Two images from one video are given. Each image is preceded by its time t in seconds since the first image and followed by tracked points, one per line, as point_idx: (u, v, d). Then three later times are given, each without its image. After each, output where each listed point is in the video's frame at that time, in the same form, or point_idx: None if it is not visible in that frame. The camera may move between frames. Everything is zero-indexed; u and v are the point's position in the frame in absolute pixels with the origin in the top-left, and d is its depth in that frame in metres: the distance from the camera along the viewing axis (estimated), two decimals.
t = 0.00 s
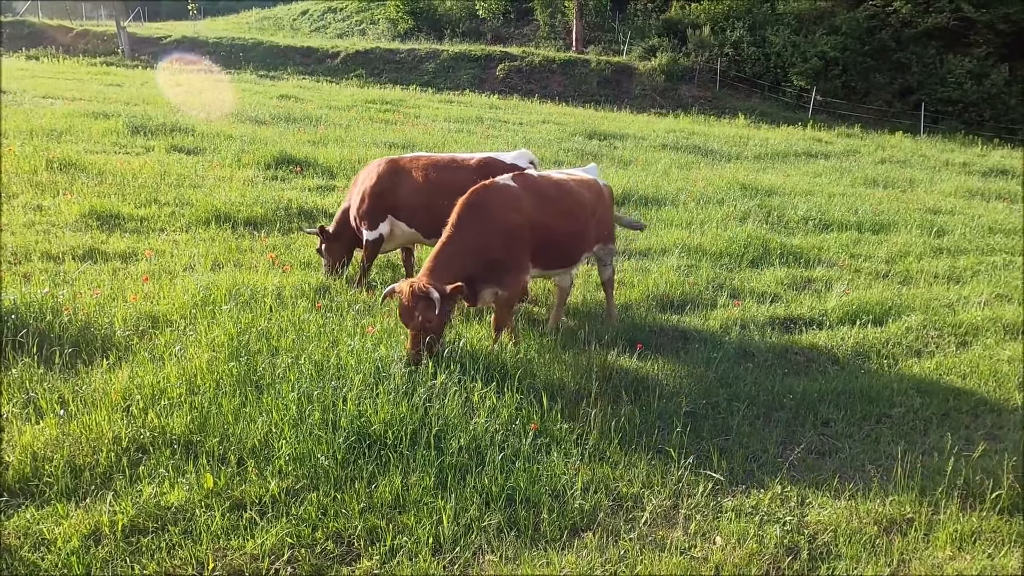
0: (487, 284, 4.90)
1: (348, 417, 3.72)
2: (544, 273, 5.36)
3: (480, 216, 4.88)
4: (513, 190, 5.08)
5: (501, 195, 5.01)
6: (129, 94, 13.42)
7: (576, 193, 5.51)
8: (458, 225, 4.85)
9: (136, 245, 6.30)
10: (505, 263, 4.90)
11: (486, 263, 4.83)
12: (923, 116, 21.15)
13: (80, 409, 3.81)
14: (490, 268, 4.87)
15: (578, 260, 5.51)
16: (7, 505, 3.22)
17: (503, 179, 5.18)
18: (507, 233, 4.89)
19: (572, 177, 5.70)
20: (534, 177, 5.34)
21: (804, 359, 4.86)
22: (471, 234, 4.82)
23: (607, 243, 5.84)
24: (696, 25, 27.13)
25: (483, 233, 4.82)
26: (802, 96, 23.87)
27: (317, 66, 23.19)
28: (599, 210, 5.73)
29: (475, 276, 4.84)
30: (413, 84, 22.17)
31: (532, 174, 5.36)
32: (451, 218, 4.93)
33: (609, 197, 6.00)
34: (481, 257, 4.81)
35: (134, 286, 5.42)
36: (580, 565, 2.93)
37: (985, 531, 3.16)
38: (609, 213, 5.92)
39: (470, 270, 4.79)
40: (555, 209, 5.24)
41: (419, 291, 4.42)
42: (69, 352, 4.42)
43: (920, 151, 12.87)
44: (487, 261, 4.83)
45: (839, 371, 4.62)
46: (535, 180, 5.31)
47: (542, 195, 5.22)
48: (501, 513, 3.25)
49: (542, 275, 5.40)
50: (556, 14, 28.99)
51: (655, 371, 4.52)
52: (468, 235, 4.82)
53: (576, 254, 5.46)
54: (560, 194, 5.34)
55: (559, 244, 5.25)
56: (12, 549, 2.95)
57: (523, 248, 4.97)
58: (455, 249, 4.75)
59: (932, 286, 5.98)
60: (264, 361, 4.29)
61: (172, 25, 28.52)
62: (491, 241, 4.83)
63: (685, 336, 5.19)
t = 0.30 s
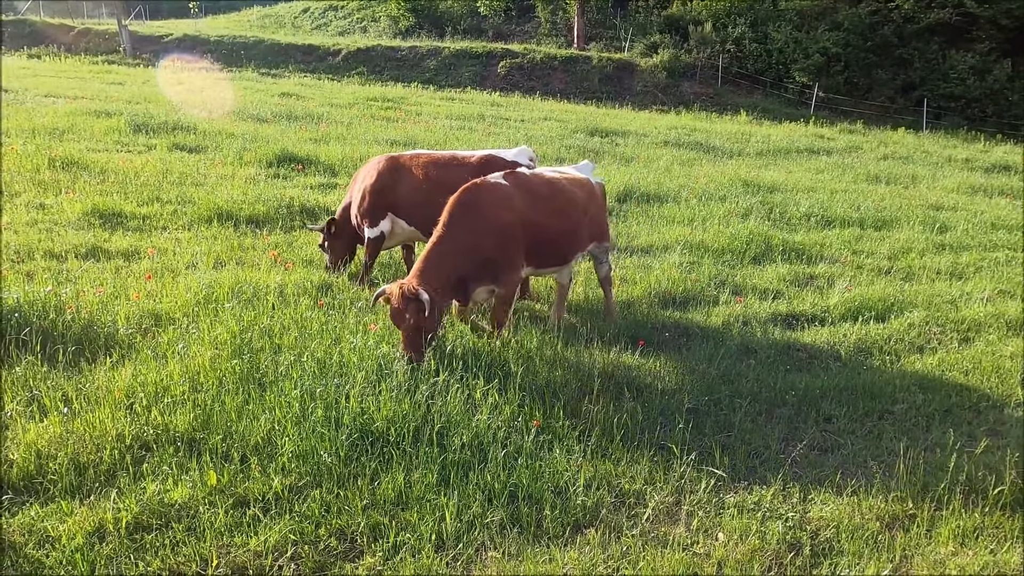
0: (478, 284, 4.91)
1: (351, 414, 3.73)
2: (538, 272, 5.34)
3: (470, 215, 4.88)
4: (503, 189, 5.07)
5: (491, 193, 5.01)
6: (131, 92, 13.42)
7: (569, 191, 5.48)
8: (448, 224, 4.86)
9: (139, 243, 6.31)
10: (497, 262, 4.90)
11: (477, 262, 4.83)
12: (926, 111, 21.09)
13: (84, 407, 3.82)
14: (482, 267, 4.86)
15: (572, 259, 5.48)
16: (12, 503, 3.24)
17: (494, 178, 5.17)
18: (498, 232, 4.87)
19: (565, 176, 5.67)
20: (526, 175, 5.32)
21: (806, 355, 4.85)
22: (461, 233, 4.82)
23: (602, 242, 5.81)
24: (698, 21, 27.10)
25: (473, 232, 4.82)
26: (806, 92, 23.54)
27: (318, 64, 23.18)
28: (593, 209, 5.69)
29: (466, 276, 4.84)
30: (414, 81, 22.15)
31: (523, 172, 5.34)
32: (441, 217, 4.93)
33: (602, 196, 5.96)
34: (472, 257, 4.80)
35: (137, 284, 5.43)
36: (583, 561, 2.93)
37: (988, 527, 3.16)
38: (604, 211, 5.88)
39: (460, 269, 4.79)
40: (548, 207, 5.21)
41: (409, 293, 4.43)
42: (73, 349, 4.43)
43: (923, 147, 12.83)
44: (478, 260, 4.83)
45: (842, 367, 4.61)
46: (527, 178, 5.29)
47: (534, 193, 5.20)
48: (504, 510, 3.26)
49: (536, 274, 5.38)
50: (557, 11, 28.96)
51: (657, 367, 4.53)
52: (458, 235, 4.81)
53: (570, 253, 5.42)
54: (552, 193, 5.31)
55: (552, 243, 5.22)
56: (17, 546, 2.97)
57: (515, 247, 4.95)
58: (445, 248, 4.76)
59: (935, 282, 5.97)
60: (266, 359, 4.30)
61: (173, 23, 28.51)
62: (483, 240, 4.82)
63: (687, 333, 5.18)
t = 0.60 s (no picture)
0: (474, 284, 4.90)
1: (355, 414, 3.74)
2: (536, 272, 5.31)
3: (465, 215, 4.85)
4: (499, 188, 5.04)
5: (487, 193, 4.98)
6: (135, 93, 13.46)
7: (566, 190, 5.45)
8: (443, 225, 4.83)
9: (144, 243, 6.33)
10: (494, 262, 4.88)
11: (473, 262, 4.81)
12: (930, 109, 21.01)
13: (89, 407, 3.84)
14: (478, 267, 4.85)
15: (570, 258, 5.45)
16: (19, 502, 3.26)
17: (490, 177, 5.14)
18: (494, 232, 4.84)
19: (562, 175, 5.64)
20: (522, 175, 5.29)
21: (810, 353, 4.85)
22: (456, 233, 4.80)
23: (600, 241, 5.77)
24: (701, 20, 27.06)
25: (469, 233, 4.79)
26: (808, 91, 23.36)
27: (322, 64, 23.21)
28: (591, 207, 5.66)
29: (462, 276, 4.82)
30: (418, 81, 22.16)
31: (519, 171, 5.31)
32: (436, 218, 4.90)
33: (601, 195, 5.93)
34: (468, 258, 4.79)
35: (142, 284, 5.45)
36: (587, 559, 2.94)
37: (992, 525, 3.16)
38: (602, 211, 5.84)
39: (456, 270, 4.78)
40: (544, 206, 5.18)
41: (403, 297, 4.38)
42: (78, 349, 4.46)
43: (926, 145, 12.79)
44: (473, 260, 4.81)
45: (846, 365, 4.61)
46: (523, 177, 5.26)
47: (530, 193, 5.17)
48: (508, 509, 3.26)
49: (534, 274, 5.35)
50: (560, 10, 28.96)
51: (660, 366, 4.53)
52: (454, 236, 4.78)
53: (568, 253, 5.40)
54: (548, 192, 5.28)
55: (549, 243, 5.19)
56: (23, 545, 2.99)
57: (512, 247, 4.92)
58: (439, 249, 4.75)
59: (939, 280, 5.96)
60: (271, 358, 4.32)
61: (177, 23, 28.55)
62: (478, 240, 4.80)
63: (690, 332, 5.18)
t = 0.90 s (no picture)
0: (469, 282, 4.92)
1: (360, 413, 3.75)
2: (532, 271, 5.32)
3: (461, 213, 4.87)
4: (495, 188, 5.05)
5: (483, 192, 4.99)
6: (140, 93, 13.49)
7: (564, 190, 5.44)
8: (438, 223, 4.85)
9: (149, 243, 6.36)
10: (489, 261, 4.90)
11: (467, 261, 4.83)
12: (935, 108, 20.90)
13: (95, 405, 3.86)
14: (473, 266, 4.87)
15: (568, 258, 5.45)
16: (26, 500, 3.28)
17: (487, 177, 5.14)
18: (489, 230, 4.86)
19: (560, 174, 5.63)
20: (519, 174, 5.29)
21: (814, 353, 4.84)
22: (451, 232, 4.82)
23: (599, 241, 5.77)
24: (705, 19, 27.02)
25: (463, 232, 4.81)
26: (814, 91, 23.32)
27: (326, 64, 23.24)
28: (589, 207, 5.65)
29: (456, 275, 4.84)
30: (422, 80, 22.16)
31: (517, 170, 5.31)
32: (431, 216, 4.92)
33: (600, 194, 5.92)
34: (463, 257, 4.81)
35: (148, 283, 5.47)
36: (591, 558, 2.95)
37: (997, 525, 3.15)
38: (601, 211, 5.83)
39: (450, 269, 4.80)
40: (541, 206, 5.19)
41: (395, 294, 4.45)
42: (84, 348, 4.48)
43: (931, 144, 12.74)
44: (468, 260, 4.83)
45: (851, 365, 4.60)
46: (521, 177, 5.26)
47: (527, 192, 5.17)
48: (512, 508, 3.27)
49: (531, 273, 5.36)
50: (565, 10, 28.95)
51: (664, 366, 4.53)
52: (449, 234, 4.80)
53: (566, 252, 5.40)
54: (546, 191, 5.29)
55: (546, 242, 5.19)
56: (30, 543, 3.01)
57: (508, 246, 4.93)
58: (434, 247, 4.77)
59: (944, 280, 5.95)
60: (276, 358, 4.33)
61: (181, 23, 28.60)
62: (474, 239, 4.82)
63: (694, 332, 5.17)
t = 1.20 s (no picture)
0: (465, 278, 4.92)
1: (371, 409, 3.77)
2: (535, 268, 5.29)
3: (457, 209, 4.89)
4: (494, 184, 5.04)
5: (481, 188, 4.99)
6: (152, 91, 13.56)
7: (566, 186, 5.38)
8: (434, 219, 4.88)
9: (161, 240, 6.40)
10: (484, 257, 4.89)
11: (464, 256, 4.85)
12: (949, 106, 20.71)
13: (109, 401, 3.91)
14: (471, 262, 4.88)
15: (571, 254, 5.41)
16: (41, 494, 3.33)
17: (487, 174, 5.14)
18: (485, 226, 4.86)
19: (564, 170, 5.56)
20: (520, 170, 5.26)
21: (826, 352, 4.82)
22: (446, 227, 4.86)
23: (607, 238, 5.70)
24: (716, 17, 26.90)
25: (459, 227, 4.84)
26: (825, 88, 23.76)
27: (336, 61, 23.29)
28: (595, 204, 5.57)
29: (451, 271, 4.87)
30: (432, 78, 22.18)
31: (518, 167, 5.28)
32: (428, 212, 4.96)
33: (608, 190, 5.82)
34: (457, 253, 4.83)
35: (160, 280, 5.52)
36: (602, 555, 2.95)
37: (1010, 525, 3.14)
38: (609, 208, 5.74)
39: (446, 263, 4.84)
40: (541, 203, 5.15)
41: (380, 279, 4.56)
42: (98, 345, 4.53)
43: (945, 141, 12.64)
44: (464, 255, 4.85)
45: (862, 364, 4.58)
46: (522, 174, 5.23)
47: (527, 189, 5.14)
48: (523, 505, 3.28)
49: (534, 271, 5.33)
50: (575, 7, 28.89)
51: (674, 364, 4.52)
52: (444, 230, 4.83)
53: (569, 249, 5.36)
54: (547, 188, 5.25)
55: (547, 239, 5.16)
56: (46, 537, 3.06)
57: (505, 242, 4.91)
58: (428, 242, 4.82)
59: (957, 278, 5.91)
60: (287, 354, 4.36)
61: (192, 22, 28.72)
62: (471, 235, 4.84)
63: (705, 330, 5.16)
